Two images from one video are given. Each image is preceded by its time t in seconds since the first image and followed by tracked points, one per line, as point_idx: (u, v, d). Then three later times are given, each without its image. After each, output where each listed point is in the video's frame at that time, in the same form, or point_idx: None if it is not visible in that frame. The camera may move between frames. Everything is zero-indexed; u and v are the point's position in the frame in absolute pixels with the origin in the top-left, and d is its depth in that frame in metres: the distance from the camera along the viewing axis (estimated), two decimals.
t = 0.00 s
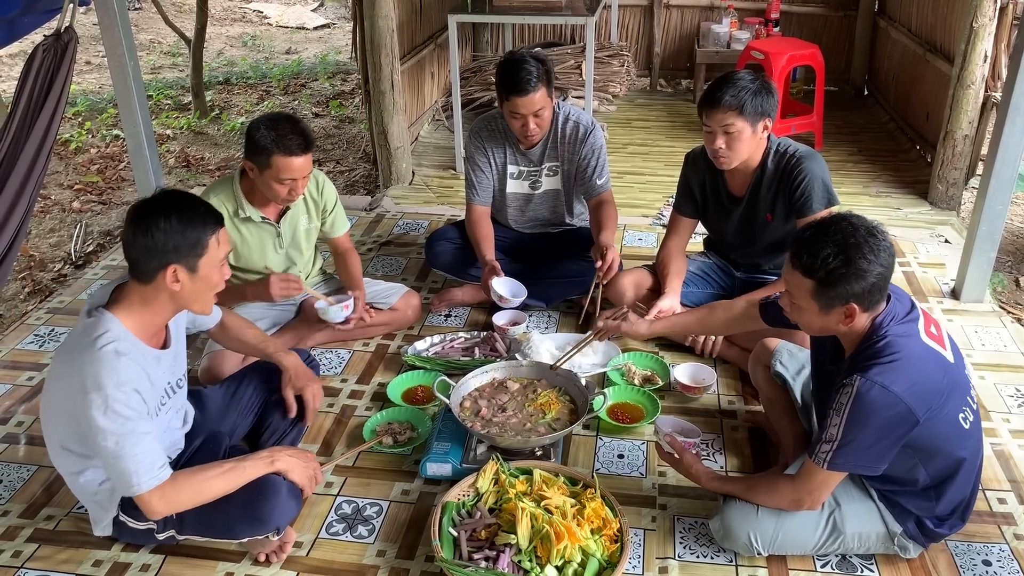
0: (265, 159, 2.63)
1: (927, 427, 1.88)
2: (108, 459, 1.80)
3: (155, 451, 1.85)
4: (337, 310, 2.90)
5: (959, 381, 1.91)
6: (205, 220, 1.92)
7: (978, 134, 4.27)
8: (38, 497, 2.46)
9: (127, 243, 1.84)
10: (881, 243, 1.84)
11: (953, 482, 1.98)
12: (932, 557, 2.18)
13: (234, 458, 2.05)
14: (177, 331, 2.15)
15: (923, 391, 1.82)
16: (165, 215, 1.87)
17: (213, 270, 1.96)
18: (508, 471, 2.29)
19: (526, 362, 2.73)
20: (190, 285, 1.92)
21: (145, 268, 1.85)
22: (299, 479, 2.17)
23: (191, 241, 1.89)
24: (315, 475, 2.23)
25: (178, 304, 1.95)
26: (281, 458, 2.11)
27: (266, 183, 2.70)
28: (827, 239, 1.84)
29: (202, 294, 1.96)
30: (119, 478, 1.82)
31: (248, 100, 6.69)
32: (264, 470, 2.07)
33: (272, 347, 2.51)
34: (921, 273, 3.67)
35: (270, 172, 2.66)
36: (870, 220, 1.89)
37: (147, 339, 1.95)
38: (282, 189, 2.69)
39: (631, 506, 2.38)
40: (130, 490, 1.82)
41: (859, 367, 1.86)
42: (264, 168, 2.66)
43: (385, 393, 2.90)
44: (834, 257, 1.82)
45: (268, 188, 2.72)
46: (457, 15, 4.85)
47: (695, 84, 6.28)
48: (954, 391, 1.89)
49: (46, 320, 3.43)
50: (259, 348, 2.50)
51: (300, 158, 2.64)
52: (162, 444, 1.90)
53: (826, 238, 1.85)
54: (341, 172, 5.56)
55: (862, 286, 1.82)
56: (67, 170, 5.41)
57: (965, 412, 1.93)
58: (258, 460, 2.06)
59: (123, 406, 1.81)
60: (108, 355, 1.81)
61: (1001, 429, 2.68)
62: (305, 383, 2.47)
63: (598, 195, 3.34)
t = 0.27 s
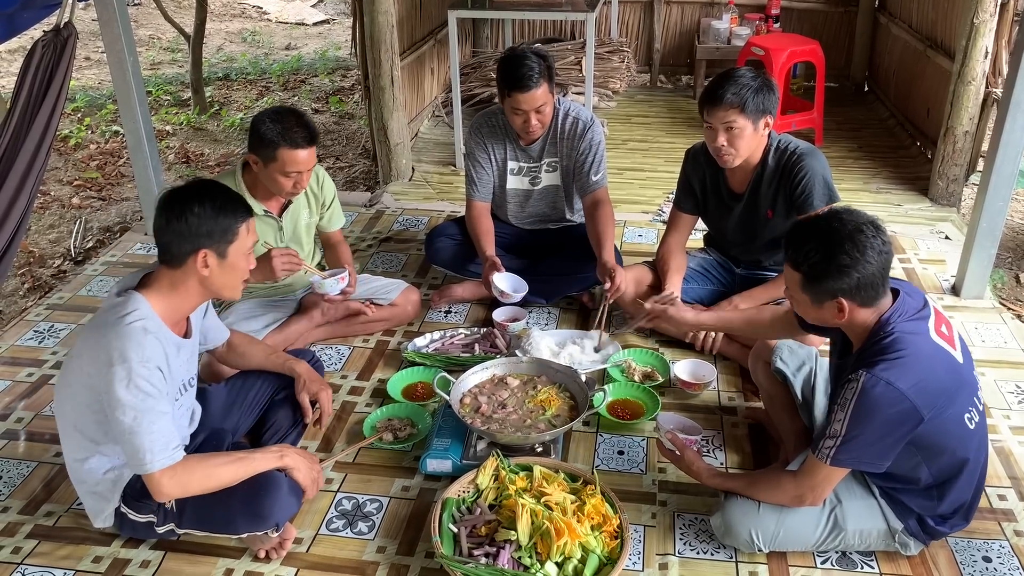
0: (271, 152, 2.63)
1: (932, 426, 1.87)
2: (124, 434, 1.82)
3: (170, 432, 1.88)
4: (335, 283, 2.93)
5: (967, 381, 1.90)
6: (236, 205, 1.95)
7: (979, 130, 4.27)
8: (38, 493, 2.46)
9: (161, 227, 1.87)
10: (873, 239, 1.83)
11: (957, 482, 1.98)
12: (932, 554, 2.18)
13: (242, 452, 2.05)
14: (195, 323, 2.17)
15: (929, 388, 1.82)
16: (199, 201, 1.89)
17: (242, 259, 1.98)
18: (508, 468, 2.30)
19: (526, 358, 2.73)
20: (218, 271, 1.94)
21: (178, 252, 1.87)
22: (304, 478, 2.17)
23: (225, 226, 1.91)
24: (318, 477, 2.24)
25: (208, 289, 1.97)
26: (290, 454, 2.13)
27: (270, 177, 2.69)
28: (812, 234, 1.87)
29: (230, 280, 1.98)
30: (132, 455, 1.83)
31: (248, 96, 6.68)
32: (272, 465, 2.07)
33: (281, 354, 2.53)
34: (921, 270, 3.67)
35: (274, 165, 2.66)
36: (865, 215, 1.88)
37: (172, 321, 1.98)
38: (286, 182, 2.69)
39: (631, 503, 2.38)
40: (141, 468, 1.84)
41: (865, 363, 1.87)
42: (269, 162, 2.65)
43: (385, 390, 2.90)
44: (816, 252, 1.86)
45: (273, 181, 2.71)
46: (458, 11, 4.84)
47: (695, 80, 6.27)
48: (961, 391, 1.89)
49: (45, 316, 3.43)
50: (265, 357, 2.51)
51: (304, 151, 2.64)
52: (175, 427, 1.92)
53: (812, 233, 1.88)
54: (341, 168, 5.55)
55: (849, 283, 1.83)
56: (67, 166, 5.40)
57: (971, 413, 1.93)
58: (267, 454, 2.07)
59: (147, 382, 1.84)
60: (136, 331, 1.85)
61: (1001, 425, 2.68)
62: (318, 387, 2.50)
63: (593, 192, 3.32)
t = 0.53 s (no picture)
0: (272, 145, 2.62)
1: (935, 418, 1.87)
2: (134, 428, 1.82)
3: (180, 429, 1.87)
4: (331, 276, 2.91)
5: (970, 375, 1.90)
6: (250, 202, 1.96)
7: (978, 125, 4.26)
8: (35, 489, 2.45)
9: (177, 223, 1.87)
10: (875, 220, 1.87)
11: (958, 479, 1.97)
12: (932, 549, 2.17)
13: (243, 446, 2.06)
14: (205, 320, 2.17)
15: (931, 378, 1.82)
16: (216, 198, 1.90)
17: (256, 256, 1.99)
18: (507, 464, 2.29)
19: (525, 354, 2.73)
20: (233, 268, 1.95)
21: (193, 248, 1.87)
22: (305, 471, 2.18)
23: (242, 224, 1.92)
24: (319, 470, 2.25)
25: (223, 285, 1.98)
26: (291, 449, 2.13)
27: (270, 170, 2.69)
28: (817, 212, 1.92)
29: (244, 277, 1.99)
30: (140, 450, 1.83)
31: (246, 91, 6.66)
32: (273, 459, 2.08)
33: (277, 349, 2.54)
34: (920, 265, 3.66)
35: (274, 159, 2.65)
36: (870, 199, 1.92)
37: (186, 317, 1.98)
38: (286, 175, 2.69)
39: (630, 498, 2.38)
40: (148, 463, 1.83)
41: (868, 352, 1.87)
42: (269, 155, 2.65)
43: (384, 386, 2.90)
44: (816, 229, 1.90)
45: (273, 175, 2.71)
46: (456, 5, 4.82)
47: (694, 75, 6.25)
48: (964, 384, 1.88)
49: (42, 312, 3.42)
50: (264, 353, 2.52)
51: (305, 144, 2.64)
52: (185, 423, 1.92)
53: (816, 212, 1.93)
54: (339, 163, 5.54)
55: (848, 261, 1.86)
56: (64, 162, 5.38)
57: (974, 407, 1.92)
58: (269, 448, 2.08)
59: (163, 378, 1.84)
60: (156, 326, 1.85)
61: (1000, 421, 2.68)
62: (314, 382, 2.49)
63: (595, 188, 3.33)
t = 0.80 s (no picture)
0: (271, 131, 2.63)
1: (944, 404, 1.87)
2: (131, 439, 1.80)
3: (177, 442, 1.86)
4: (336, 277, 2.95)
5: (976, 360, 1.91)
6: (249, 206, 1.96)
7: (976, 121, 4.26)
8: (32, 486, 2.45)
9: (175, 231, 1.85)
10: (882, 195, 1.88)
11: (961, 467, 1.98)
12: (929, 545, 2.18)
13: (238, 444, 2.05)
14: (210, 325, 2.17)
15: (941, 362, 1.82)
16: (213, 205, 1.89)
17: (255, 261, 1.98)
18: (505, 460, 2.29)
19: (522, 351, 2.73)
20: (233, 275, 1.94)
21: (192, 257, 1.86)
22: (302, 464, 2.17)
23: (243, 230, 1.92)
24: (317, 460, 2.24)
25: (222, 291, 1.97)
26: (286, 445, 2.11)
27: (272, 159, 2.69)
28: (824, 188, 1.93)
29: (244, 282, 1.99)
30: (136, 461, 1.81)
31: (243, 88, 6.65)
32: (267, 457, 2.06)
33: (277, 348, 2.52)
34: (918, 262, 3.66)
35: (275, 145, 2.65)
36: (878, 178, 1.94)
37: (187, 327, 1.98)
38: (288, 162, 2.69)
39: (627, 495, 2.38)
40: (144, 475, 1.82)
41: (877, 337, 1.87)
42: (269, 143, 2.65)
43: (381, 382, 2.89)
44: (825, 201, 1.91)
45: (274, 164, 2.71)
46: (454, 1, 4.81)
47: (692, 72, 6.25)
48: (972, 369, 1.89)
49: (40, 309, 3.41)
50: (263, 350, 2.51)
51: (304, 130, 2.66)
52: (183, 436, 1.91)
53: (824, 186, 1.94)
54: (337, 160, 5.53)
55: (856, 235, 1.86)
56: (61, 159, 5.37)
57: (980, 394, 1.93)
58: (262, 447, 2.06)
59: (164, 391, 1.83)
60: (160, 338, 1.85)
61: (998, 417, 2.68)
62: (314, 382, 2.48)
63: (595, 184, 3.34)
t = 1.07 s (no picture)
0: (292, 126, 2.65)
1: (943, 397, 1.88)
2: (125, 455, 1.81)
3: (171, 456, 1.87)
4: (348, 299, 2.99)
5: (977, 355, 1.91)
6: (238, 217, 1.95)
7: (976, 120, 4.26)
8: (33, 484, 2.45)
9: (165, 244, 1.85)
10: (893, 183, 1.89)
11: (960, 462, 1.98)
12: (928, 543, 2.18)
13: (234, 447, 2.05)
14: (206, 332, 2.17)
15: (941, 355, 1.82)
16: (203, 216, 1.88)
17: (247, 271, 1.98)
18: (505, 458, 2.29)
19: (522, 349, 2.73)
20: (225, 286, 1.94)
21: (183, 271, 1.86)
22: (298, 462, 2.17)
23: (234, 242, 1.91)
24: (315, 455, 2.24)
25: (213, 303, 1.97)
26: (280, 446, 2.11)
27: (294, 154, 2.70)
28: (836, 173, 1.94)
29: (236, 293, 1.99)
30: (132, 477, 1.82)
31: (243, 85, 6.64)
32: (261, 460, 2.06)
33: (281, 349, 2.52)
34: (918, 260, 3.66)
35: (297, 139, 2.67)
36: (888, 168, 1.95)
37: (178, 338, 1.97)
38: (309, 157, 2.70)
39: (627, 493, 2.39)
40: (140, 490, 1.83)
41: (877, 327, 1.88)
42: (291, 138, 2.67)
43: (381, 380, 2.90)
44: (839, 185, 1.91)
45: (297, 160, 2.72)
46: None
47: (692, 69, 6.25)
48: (973, 363, 1.89)
49: (40, 307, 3.41)
50: (265, 350, 2.51)
51: (326, 126, 2.67)
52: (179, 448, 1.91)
53: (837, 172, 1.94)
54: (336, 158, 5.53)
55: (867, 220, 1.85)
56: (61, 157, 5.37)
57: (982, 388, 1.92)
58: (257, 450, 2.06)
59: (155, 407, 1.82)
60: (150, 354, 1.84)
61: (997, 415, 2.69)
62: (318, 386, 2.48)
63: (599, 179, 3.34)
